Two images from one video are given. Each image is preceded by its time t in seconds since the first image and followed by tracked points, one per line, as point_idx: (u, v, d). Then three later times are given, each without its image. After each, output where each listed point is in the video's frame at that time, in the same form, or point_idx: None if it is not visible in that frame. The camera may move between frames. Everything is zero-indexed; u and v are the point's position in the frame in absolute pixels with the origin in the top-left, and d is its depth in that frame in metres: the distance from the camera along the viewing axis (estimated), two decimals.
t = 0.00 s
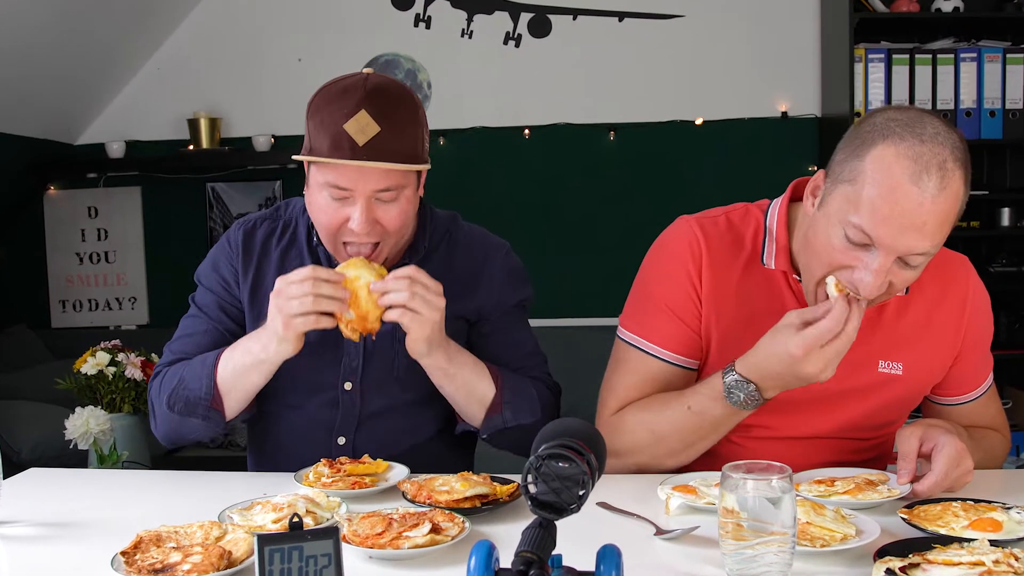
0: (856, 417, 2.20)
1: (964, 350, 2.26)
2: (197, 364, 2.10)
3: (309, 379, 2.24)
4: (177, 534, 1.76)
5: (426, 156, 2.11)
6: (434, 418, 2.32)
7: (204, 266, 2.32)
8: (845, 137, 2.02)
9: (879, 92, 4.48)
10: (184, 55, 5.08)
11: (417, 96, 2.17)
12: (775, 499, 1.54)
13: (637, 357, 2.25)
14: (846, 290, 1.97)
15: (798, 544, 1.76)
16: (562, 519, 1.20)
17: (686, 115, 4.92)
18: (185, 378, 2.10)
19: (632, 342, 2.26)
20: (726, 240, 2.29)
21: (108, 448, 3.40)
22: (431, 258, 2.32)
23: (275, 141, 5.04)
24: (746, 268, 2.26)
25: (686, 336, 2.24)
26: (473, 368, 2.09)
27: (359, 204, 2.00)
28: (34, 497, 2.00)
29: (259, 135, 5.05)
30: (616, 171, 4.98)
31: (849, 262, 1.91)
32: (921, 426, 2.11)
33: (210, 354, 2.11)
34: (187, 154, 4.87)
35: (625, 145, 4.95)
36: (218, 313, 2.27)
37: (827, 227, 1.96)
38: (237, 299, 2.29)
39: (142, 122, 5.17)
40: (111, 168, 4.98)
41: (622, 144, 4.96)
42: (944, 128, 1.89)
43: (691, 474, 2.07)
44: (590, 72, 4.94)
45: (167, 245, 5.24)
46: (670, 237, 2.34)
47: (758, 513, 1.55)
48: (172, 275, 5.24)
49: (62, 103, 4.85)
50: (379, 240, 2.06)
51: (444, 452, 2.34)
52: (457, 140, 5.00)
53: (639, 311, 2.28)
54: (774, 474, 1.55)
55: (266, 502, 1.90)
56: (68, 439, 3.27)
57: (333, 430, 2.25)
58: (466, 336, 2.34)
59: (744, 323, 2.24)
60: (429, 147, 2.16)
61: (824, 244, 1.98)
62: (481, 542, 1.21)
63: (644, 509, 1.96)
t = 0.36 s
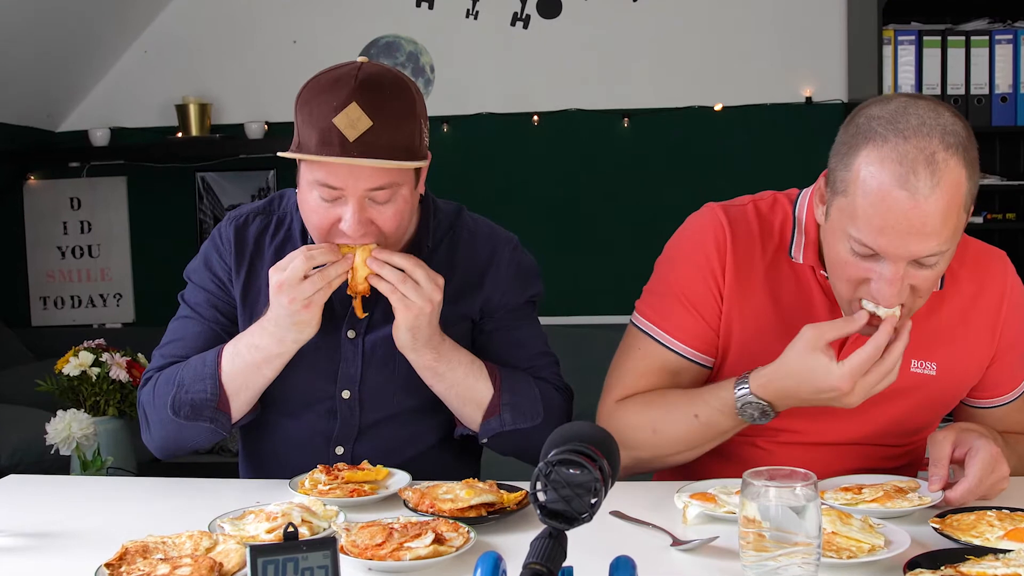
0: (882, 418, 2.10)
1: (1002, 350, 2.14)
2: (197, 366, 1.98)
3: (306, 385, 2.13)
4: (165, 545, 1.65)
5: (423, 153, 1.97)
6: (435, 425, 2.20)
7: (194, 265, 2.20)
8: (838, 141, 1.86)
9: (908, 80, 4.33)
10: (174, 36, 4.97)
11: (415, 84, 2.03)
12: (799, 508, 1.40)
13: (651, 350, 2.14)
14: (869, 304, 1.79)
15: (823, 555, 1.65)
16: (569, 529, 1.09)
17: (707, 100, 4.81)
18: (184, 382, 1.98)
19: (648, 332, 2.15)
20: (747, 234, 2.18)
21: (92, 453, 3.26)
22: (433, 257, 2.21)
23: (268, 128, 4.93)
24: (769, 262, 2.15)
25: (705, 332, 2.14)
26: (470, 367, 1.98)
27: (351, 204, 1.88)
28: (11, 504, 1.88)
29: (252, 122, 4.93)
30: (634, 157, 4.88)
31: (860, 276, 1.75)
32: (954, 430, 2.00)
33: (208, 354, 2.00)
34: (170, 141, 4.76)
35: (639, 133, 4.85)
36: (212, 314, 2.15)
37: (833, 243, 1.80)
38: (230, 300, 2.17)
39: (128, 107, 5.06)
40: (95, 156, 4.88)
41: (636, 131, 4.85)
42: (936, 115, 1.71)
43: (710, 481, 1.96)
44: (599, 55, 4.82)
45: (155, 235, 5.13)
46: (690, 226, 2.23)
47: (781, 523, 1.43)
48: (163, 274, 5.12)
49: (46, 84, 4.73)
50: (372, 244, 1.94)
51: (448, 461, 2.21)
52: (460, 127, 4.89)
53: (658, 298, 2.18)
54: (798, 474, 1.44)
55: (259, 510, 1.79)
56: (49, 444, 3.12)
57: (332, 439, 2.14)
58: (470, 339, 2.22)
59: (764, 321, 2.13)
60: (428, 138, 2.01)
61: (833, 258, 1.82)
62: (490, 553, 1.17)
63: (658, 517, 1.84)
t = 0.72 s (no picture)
0: (911, 414, 2.00)
1: None
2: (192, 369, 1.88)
3: (302, 386, 2.03)
4: (153, 556, 1.53)
5: (425, 137, 1.87)
6: (434, 428, 2.09)
7: (185, 258, 2.10)
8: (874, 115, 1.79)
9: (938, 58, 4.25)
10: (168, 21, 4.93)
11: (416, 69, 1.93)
12: (823, 517, 1.28)
13: (661, 342, 2.05)
14: (905, 289, 1.72)
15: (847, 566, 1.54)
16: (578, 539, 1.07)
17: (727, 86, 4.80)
18: (178, 384, 1.88)
19: (658, 324, 2.05)
20: (765, 223, 2.07)
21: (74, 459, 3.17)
22: (436, 250, 2.11)
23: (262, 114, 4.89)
24: (787, 252, 2.04)
25: (715, 329, 2.04)
26: (471, 365, 1.89)
27: (348, 192, 1.78)
28: None
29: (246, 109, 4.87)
30: (646, 145, 4.86)
31: (899, 258, 1.67)
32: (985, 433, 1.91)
33: (203, 356, 1.90)
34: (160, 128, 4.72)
35: (652, 119, 4.83)
36: (204, 310, 2.05)
37: (866, 222, 1.73)
38: (223, 296, 2.07)
39: (114, 93, 5.01)
40: (79, 144, 4.88)
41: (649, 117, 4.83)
42: (981, 90, 1.64)
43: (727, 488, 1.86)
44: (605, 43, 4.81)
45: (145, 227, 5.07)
46: (706, 215, 2.13)
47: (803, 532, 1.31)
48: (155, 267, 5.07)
49: (30, 71, 4.68)
50: (371, 234, 1.84)
51: (448, 466, 2.10)
52: (464, 116, 4.88)
53: (667, 285, 2.08)
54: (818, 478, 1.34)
55: (252, 519, 1.69)
56: (31, 448, 3.03)
57: (330, 442, 2.03)
58: (476, 337, 2.11)
59: (781, 315, 2.01)
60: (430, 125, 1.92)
61: (866, 238, 1.75)
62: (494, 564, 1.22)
63: (673, 526, 1.74)
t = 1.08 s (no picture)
0: (936, 409, 1.93)
1: None
2: (178, 365, 1.81)
3: (300, 384, 1.95)
4: (144, 564, 1.45)
5: (430, 121, 1.79)
6: (439, 428, 2.01)
7: (177, 251, 2.02)
8: (898, 89, 1.76)
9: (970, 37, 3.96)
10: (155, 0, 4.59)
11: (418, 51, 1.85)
12: (844, 524, 1.21)
13: (677, 340, 1.98)
14: (938, 265, 1.67)
15: None
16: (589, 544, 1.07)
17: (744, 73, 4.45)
18: (162, 383, 1.80)
19: (672, 321, 1.99)
20: (782, 213, 2.00)
21: (61, 463, 3.03)
22: (440, 241, 2.03)
23: (257, 103, 4.58)
24: (806, 243, 1.96)
25: (733, 324, 1.97)
26: (475, 354, 1.81)
27: (353, 181, 1.69)
28: None
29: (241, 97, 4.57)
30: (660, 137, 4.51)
31: (932, 232, 1.63)
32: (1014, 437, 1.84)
33: (189, 353, 1.82)
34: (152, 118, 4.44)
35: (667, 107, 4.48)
36: (194, 306, 1.97)
37: (895, 196, 1.68)
38: (215, 291, 1.99)
39: (102, 81, 4.68)
40: (66, 133, 4.58)
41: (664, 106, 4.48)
42: (1011, 56, 1.63)
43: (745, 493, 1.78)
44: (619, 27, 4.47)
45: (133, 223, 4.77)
46: (722, 206, 2.05)
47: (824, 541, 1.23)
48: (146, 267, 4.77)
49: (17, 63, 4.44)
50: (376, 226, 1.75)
51: (452, 467, 2.02)
52: (471, 104, 4.54)
53: (681, 282, 2.01)
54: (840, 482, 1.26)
55: (247, 526, 1.61)
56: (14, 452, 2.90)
57: (329, 443, 1.95)
58: (481, 332, 2.04)
59: (802, 309, 1.93)
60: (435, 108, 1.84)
61: (895, 214, 1.70)
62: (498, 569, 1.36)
63: (689, 534, 1.66)
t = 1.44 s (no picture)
0: (960, 406, 1.87)
1: None
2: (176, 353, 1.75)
3: (302, 381, 1.89)
4: (138, 569, 1.40)
5: (428, 110, 1.73)
6: (446, 428, 1.95)
7: (174, 244, 1.97)
8: (921, 66, 1.71)
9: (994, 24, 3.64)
10: None
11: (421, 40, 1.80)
12: (863, 528, 1.15)
13: (687, 340, 1.92)
14: (959, 243, 1.63)
15: None
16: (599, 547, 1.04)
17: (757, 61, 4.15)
18: (160, 374, 1.74)
19: (682, 320, 1.92)
20: (795, 206, 1.94)
21: (51, 465, 2.96)
22: (445, 235, 1.98)
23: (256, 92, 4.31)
24: (821, 237, 1.90)
25: (747, 323, 1.91)
26: (487, 353, 1.75)
27: (345, 168, 1.64)
28: None
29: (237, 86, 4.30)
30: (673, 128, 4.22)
31: (959, 210, 1.58)
32: None
33: (187, 342, 1.76)
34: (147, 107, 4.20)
35: (680, 97, 4.19)
36: (192, 300, 1.90)
37: (920, 174, 1.63)
38: (213, 284, 1.94)
39: (93, 70, 4.41)
40: (59, 124, 4.35)
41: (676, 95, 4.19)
42: None
43: (761, 496, 1.73)
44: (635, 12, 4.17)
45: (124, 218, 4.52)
46: (732, 202, 1.99)
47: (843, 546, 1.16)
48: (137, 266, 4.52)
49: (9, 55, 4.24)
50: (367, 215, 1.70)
51: (459, 467, 1.96)
52: (475, 92, 4.24)
53: (692, 280, 1.95)
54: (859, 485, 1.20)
55: (245, 530, 1.55)
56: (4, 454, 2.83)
57: (330, 445, 1.89)
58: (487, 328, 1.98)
59: (819, 305, 1.88)
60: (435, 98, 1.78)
61: (915, 189, 1.66)
62: None
63: (703, 539, 1.60)
